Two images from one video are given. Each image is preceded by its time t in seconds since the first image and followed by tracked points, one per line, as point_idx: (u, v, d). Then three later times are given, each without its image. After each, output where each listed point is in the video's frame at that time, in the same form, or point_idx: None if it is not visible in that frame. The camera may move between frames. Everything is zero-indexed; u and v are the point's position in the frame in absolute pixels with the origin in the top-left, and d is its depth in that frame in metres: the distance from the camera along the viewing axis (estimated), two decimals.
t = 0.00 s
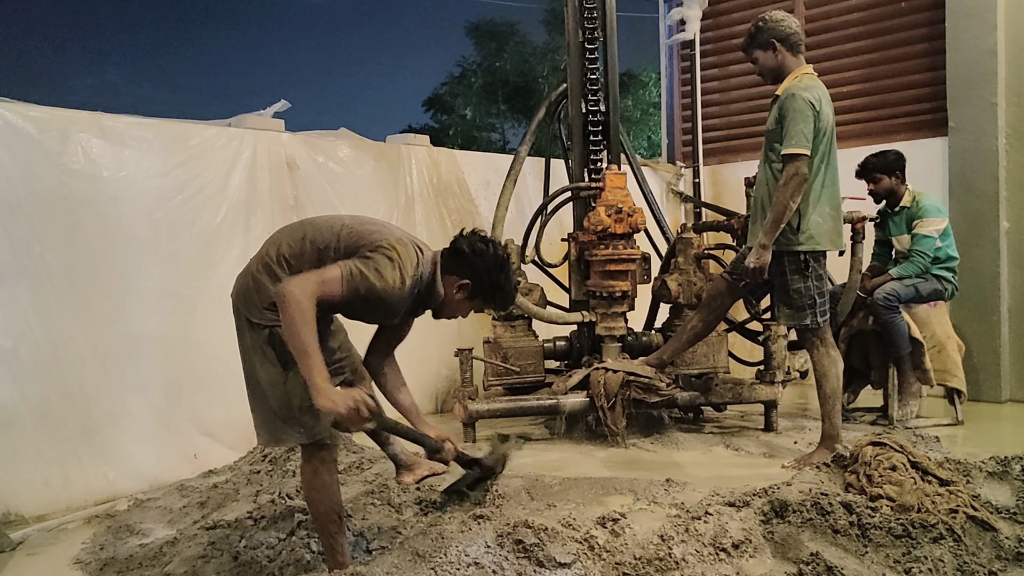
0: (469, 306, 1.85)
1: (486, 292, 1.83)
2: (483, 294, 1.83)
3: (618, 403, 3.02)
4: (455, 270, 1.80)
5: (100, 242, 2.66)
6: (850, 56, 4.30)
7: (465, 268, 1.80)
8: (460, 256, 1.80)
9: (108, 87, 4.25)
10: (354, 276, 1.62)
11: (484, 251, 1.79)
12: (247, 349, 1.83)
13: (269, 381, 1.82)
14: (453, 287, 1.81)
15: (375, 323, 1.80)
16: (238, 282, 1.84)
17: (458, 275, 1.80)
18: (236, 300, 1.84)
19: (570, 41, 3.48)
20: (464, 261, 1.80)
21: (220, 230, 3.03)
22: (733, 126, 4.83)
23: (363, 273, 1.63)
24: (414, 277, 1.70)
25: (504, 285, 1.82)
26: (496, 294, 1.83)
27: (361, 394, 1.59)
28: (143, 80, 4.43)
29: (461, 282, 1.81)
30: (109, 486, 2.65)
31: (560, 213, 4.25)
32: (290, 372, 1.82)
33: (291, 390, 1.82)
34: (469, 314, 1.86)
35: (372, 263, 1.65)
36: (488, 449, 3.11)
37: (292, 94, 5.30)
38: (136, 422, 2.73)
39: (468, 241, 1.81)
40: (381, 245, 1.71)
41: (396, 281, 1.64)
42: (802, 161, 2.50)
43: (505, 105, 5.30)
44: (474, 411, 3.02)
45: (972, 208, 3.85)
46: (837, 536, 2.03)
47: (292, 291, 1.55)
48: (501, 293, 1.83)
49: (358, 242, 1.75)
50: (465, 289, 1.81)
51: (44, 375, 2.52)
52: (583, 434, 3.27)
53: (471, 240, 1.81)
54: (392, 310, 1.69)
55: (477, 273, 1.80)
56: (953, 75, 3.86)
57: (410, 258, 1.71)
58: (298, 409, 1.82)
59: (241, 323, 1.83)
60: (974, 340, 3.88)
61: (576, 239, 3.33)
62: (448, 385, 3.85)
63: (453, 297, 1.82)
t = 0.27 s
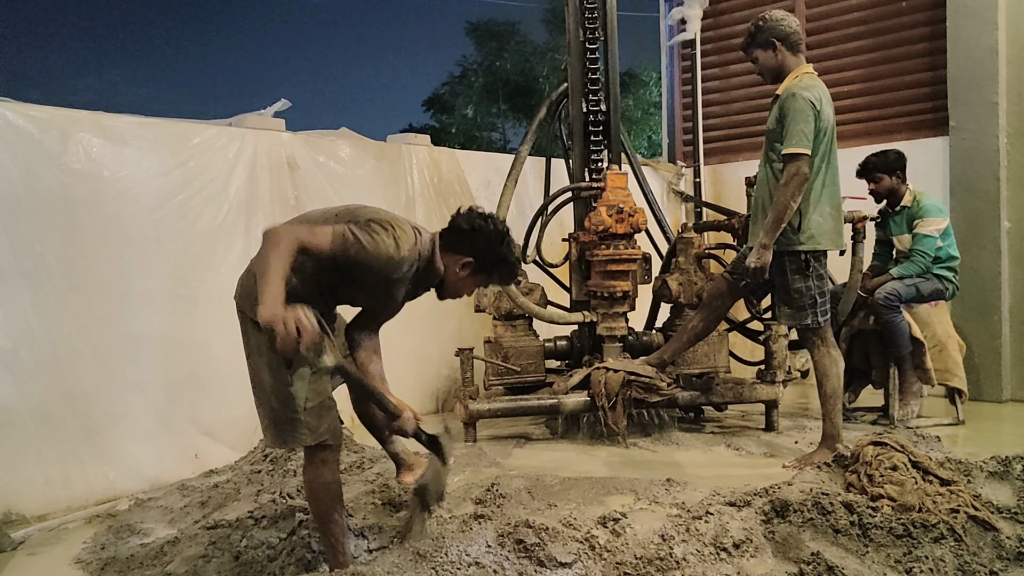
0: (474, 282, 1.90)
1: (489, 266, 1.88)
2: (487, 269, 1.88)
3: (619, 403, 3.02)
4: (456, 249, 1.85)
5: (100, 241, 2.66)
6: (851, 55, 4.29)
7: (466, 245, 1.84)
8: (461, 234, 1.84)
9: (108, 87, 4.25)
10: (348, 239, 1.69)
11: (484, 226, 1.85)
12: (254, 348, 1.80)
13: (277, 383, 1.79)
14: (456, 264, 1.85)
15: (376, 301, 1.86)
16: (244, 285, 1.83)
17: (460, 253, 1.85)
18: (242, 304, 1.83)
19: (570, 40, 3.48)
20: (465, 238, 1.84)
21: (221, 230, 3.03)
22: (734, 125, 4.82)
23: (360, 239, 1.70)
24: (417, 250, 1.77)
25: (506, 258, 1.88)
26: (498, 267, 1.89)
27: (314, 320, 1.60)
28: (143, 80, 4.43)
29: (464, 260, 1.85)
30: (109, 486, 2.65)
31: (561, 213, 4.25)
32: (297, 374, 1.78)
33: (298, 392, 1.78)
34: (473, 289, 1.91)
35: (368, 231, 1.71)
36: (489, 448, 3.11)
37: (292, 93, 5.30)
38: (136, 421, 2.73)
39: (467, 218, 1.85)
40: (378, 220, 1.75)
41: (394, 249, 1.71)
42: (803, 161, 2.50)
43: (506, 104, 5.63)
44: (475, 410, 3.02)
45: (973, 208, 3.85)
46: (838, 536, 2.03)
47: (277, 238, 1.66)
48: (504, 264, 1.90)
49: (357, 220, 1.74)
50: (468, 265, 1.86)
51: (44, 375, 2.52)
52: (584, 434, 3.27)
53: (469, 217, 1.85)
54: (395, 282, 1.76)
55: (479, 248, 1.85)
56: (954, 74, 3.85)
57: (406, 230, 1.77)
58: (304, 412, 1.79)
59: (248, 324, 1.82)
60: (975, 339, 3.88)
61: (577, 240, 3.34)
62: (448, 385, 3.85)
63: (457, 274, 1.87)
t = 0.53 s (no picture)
0: (477, 272, 1.90)
1: (491, 254, 1.87)
2: (489, 257, 1.88)
3: (619, 402, 3.02)
4: (456, 238, 1.85)
5: (101, 241, 2.67)
6: (852, 55, 4.29)
7: (466, 234, 1.84)
8: (460, 224, 1.84)
9: (109, 87, 4.25)
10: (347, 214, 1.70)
11: (483, 214, 1.84)
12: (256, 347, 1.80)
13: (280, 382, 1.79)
14: (458, 254, 1.85)
15: (378, 293, 1.86)
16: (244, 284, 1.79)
17: (461, 243, 1.85)
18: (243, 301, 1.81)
19: (571, 40, 3.48)
20: (464, 228, 1.84)
21: (222, 229, 3.03)
22: (734, 125, 4.82)
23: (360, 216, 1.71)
24: (416, 235, 1.78)
25: (508, 244, 1.87)
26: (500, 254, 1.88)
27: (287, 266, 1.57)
28: (143, 79, 4.43)
29: (465, 249, 1.85)
30: (111, 486, 2.65)
31: (562, 213, 4.25)
32: (298, 369, 1.79)
33: (301, 390, 1.79)
34: (476, 279, 1.90)
35: (368, 210, 1.72)
36: (489, 448, 3.11)
37: (293, 93, 5.30)
38: (137, 421, 2.73)
39: (465, 208, 1.85)
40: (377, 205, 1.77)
41: (394, 230, 1.72)
42: (804, 161, 2.49)
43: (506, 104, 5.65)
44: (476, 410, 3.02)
45: (974, 207, 3.84)
46: (838, 535, 2.03)
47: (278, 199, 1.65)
48: (506, 251, 1.89)
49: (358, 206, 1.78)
50: (470, 255, 1.85)
51: (46, 374, 2.52)
52: (584, 433, 3.27)
53: (467, 207, 1.85)
54: (395, 265, 1.76)
55: (479, 236, 1.85)
56: (955, 74, 3.85)
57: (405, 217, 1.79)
58: (306, 411, 1.79)
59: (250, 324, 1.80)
60: (975, 338, 3.88)
61: (577, 239, 3.34)
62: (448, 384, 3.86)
63: (460, 263, 1.86)
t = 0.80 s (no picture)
0: (483, 268, 1.90)
1: (495, 249, 1.88)
2: (495, 252, 1.89)
3: (619, 403, 3.02)
4: (462, 238, 1.84)
5: (101, 240, 2.67)
6: (852, 55, 4.29)
7: (470, 233, 1.83)
8: (465, 223, 1.83)
9: (110, 87, 4.26)
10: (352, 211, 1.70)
11: (487, 212, 1.83)
12: (259, 348, 1.81)
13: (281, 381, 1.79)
14: (464, 254, 1.85)
15: (383, 290, 1.86)
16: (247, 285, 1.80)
17: (467, 242, 1.84)
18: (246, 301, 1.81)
19: (571, 40, 3.48)
20: (469, 227, 1.83)
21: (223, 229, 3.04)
22: (735, 125, 4.82)
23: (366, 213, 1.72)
24: (421, 232, 1.78)
25: (513, 239, 1.89)
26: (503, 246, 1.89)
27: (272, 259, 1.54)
28: (143, 79, 4.43)
29: (472, 249, 1.85)
30: (111, 486, 2.65)
31: (562, 213, 4.25)
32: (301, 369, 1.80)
33: (304, 390, 1.79)
34: (483, 275, 1.91)
35: (373, 207, 1.73)
36: (489, 448, 3.11)
37: (293, 93, 5.30)
38: (138, 421, 2.73)
39: (467, 205, 1.83)
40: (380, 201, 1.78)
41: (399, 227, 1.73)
42: (805, 161, 2.49)
43: (506, 105, 5.63)
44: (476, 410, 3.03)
45: (974, 208, 3.84)
46: (838, 535, 2.03)
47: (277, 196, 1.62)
48: (510, 245, 1.89)
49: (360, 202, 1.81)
50: (478, 253, 1.85)
51: (46, 374, 2.52)
52: (584, 434, 3.27)
53: (469, 205, 1.83)
54: (401, 260, 1.76)
55: (485, 234, 1.85)
56: (956, 75, 3.85)
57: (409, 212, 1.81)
58: (308, 412, 1.80)
59: (254, 324, 1.81)
60: (975, 339, 3.88)
61: (578, 240, 3.34)
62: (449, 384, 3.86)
63: (466, 262, 1.86)
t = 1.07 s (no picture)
0: (487, 265, 1.91)
1: (500, 244, 1.88)
2: (499, 248, 1.89)
3: (620, 403, 3.02)
4: (466, 234, 1.85)
5: (102, 241, 2.67)
6: (853, 56, 4.30)
7: (474, 229, 1.84)
8: (468, 219, 1.84)
9: (111, 88, 4.27)
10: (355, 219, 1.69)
11: (490, 207, 1.84)
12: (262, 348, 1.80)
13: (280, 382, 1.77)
14: (468, 249, 1.85)
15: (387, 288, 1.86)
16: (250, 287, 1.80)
17: (471, 238, 1.85)
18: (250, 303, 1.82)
19: (572, 41, 3.49)
20: (472, 222, 1.84)
21: (223, 230, 3.04)
22: (735, 126, 4.83)
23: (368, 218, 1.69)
24: (426, 232, 1.77)
25: (516, 235, 1.89)
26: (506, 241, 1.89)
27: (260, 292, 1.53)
28: (144, 80, 4.43)
29: (476, 245, 1.85)
30: (111, 486, 2.65)
31: (562, 214, 4.25)
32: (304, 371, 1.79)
33: (308, 391, 1.79)
34: (487, 271, 1.92)
35: (376, 210, 1.71)
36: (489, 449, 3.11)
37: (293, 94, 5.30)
38: (138, 421, 2.73)
39: (469, 202, 1.85)
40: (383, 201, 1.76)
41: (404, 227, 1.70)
42: (806, 162, 2.49)
43: (507, 105, 5.64)
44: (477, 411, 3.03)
45: (974, 209, 3.84)
46: (839, 537, 2.03)
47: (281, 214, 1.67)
48: (513, 240, 1.90)
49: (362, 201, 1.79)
50: (482, 248, 1.86)
51: (47, 374, 2.52)
52: (585, 435, 3.28)
53: (472, 201, 1.85)
54: (406, 260, 1.75)
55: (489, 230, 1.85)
56: (956, 76, 3.85)
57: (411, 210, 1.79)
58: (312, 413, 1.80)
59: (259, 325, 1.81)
60: (976, 340, 3.88)
61: (578, 241, 3.34)
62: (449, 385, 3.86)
63: (470, 258, 1.86)
